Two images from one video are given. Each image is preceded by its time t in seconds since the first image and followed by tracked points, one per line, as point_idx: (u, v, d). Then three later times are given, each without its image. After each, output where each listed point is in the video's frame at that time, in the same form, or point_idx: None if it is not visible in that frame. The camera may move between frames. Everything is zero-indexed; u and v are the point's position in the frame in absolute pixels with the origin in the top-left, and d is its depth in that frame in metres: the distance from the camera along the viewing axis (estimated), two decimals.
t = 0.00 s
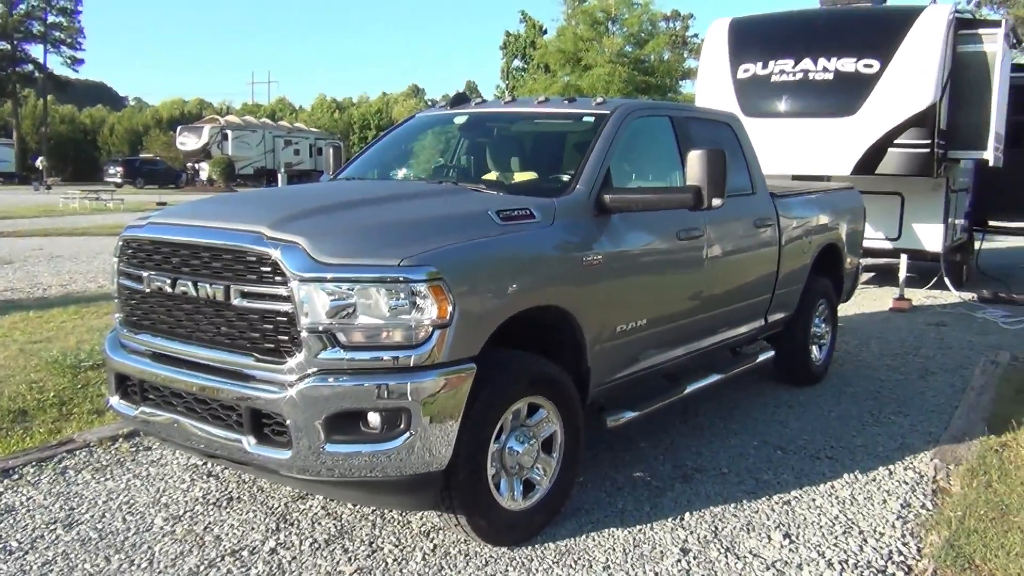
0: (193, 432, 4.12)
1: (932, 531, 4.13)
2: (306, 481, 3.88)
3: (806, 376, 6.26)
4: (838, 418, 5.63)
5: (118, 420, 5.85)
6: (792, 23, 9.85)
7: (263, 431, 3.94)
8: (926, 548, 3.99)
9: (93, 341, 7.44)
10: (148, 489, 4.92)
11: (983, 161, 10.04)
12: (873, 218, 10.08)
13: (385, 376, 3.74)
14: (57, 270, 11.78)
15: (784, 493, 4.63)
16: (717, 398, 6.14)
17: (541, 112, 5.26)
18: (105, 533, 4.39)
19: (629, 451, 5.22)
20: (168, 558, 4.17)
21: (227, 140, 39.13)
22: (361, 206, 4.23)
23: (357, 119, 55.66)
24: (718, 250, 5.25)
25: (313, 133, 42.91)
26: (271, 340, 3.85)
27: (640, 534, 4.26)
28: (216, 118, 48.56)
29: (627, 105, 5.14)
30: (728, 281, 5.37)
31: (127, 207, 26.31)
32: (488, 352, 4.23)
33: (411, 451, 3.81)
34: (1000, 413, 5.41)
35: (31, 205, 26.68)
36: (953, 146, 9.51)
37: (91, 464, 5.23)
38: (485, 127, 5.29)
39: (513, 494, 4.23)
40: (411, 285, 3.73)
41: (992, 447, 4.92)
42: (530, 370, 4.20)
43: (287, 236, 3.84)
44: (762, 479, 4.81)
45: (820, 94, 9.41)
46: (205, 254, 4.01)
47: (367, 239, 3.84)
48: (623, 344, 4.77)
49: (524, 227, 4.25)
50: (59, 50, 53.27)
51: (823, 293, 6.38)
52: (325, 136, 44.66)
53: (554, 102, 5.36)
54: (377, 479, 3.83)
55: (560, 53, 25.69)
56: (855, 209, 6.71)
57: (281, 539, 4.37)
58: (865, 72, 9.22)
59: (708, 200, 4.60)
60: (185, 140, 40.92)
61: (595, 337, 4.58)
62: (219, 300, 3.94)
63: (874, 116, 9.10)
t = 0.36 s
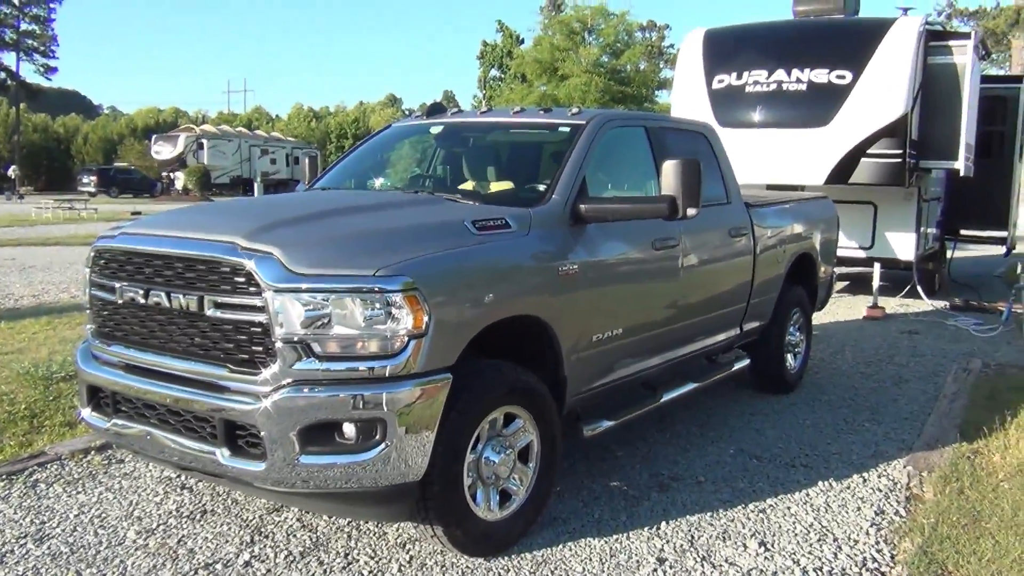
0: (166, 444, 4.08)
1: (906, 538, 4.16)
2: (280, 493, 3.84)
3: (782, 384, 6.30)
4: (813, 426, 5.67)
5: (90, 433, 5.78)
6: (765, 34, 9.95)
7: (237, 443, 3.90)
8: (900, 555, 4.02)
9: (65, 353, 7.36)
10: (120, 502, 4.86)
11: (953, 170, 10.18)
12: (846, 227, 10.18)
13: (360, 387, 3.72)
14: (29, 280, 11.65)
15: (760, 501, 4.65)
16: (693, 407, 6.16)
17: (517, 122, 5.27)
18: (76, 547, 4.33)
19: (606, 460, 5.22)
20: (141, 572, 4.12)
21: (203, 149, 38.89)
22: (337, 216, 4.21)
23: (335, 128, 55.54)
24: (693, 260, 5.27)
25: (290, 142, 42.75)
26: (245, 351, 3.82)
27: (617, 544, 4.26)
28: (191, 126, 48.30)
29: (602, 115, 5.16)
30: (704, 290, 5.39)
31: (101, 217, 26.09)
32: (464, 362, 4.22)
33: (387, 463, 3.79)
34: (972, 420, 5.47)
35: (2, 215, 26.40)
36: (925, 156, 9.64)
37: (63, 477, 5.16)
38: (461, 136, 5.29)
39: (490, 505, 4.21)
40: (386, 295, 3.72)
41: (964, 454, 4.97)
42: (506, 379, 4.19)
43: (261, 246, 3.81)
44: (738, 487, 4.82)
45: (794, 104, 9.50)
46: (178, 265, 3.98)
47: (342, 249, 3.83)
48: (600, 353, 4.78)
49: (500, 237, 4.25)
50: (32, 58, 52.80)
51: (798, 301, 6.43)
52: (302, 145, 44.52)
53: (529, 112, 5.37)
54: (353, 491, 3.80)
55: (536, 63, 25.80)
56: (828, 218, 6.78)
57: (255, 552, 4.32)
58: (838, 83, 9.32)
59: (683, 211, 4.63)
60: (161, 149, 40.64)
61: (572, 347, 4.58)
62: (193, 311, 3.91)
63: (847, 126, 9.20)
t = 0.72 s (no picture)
0: (133, 454, 4.03)
1: (874, 542, 4.19)
2: (249, 503, 3.81)
3: (753, 390, 6.34)
4: (783, 432, 5.71)
5: (57, 443, 5.70)
6: (736, 44, 10.03)
7: (205, 452, 3.86)
8: (868, 559, 4.05)
9: (31, 362, 7.25)
10: (87, 514, 4.79)
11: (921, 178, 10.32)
12: (816, 234, 10.28)
13: (331, 395, 3.70)
14: None
15: (730, 507, 4.68)
16: (665, 413, 6.18)
17: (489, 130, 5.27)
18: (42, 559, 4.26)
19: (579, 467, 5.23)
20: None
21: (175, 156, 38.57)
22: (307, 224, 4.19)
23: (309, 135, 55.31)
24: (665, 267, 5.30)
25: (264, 149, 42.51)
26: (213, 359, 3.79)
27: (589, 551, 4.26)
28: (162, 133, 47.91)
29: (574, 123, 5.18)
30: (675, 297, 5.42)
31: (69, 224, 25.80)
32: (435, 369, 4.21)
33: (358, 471, 3.77)
34: (939, 425, 5.54)
35: None
36: (892, 164, 9.77)
37: (28, 488, 5.08)
38: (433, 144, 5.28)
39: (461, 513, 4.20)
40: (357, 303, 3.70)
41: (931, 459, 5.03)
42: (477, 386, 4.19)
43: (230, 254, 3.78)
44: (709, 493, 4.84)
45: (764, 113, 9.59)
46: (146, 273, 3.94)
47: (312, 256, 3.81)
48: (571, 360, 4.78)
49: (470, 244, 4.25)
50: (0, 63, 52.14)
51: (769, 308, 6.48)
52: (275, 152, 44.29)
53: (501, 120, 5.38)
54: (323, 500, 3.78)
55: (509, 70, 25.89)
56: (798, 225, 6.84)
57: (224, 562, 4.28)
58: (808, 92, 9.42)
59: (654, 218, 4.65)
60: (131, 155, 40.24)
61: (544, 354, 4.59)
62: (160, 319, 3.87)
63: (817, 134, 9.30)
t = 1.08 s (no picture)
0: (100, 467, 3.97)
1: (843, 548, 4.22)
2: (218, 515, 3.76)
3: (724, 398, 6.38)
4: (754, 438, 5.75)
5: (22, 457, 5.61)
6: (705, 54, 10.13)
7: (173, 465, 3.82)
8: (837, 565, 4.08)
9: None
10: (53, 528, 4.71)
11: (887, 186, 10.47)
12: (785, 242, 10.38)
13: (300, 406, 3.67)
14: None
15: (701, 514, 4.69)
16: (637, 421, 6.20)
17: (459, 139, 5.27)
18: None
19: (551, 476, 5.23)
20: None
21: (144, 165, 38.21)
22: (276, 234, 4.16)
23: (281, 144, 55.06)
24: (636, 275, 5.32)
25: (235, 158, 42.24)
26: (181, 371, 3.75)
27: (561, 560, 4.26)
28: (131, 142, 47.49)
29: (544, 132, 5.19)
30: (646, 306, 5.45)
31: (35, 234, 25.48)
32: (405, 379, 4.19)
33: (328, 482, 3.74)
34: (906, 430, 5.60)
35: None
36: (860, 172, 9.90)
37: None
38: (404, 153, 5.27)
39: (432, 523, 4.18)
40: (327, 313, 3.68)
41: (899, 464, 5.08)
42: (449, 396, 4.18)
43: (197, 264, 3.74)
44: (680, 501, 4.86)
45: (733, 122, 9.67)
46: (112, 284, 3.89)
47: (281, 266, 3.78)
48: (542, 369, 4.78)
49: (440, 253, 4.24)
50: None
51: (738, 316, 6.52)
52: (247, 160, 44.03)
53: (471, 129, 5.38)
54: (293, 512, 3.74)
55: (481, 79, 25.97)
56: (767, 233, 6.90)
57: None
58: (775, 101, 9.52)
59: (624, 227, 4.67)
60: (100, 164, 39.84)
61: (515, 363, 4.59)
62: (127, 330, 3.83)
63: (785, 143, 9.39)
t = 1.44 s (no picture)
0: (68, 477, 3.92)
1: (815, 555, 4.24)
2: (188, 526, 3.72)
3: (698, 406, 6.41)
4: (727, 446, 5.78)
5: None
6: (679, 64, 10.20)
7: (142, 475, 3.77)
8: (809, 572, 4.10)
9: None
10: (20, 539, 4.64)
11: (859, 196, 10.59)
12: (758, 251, 10.46)
13: (272, 415, 3.64)
14: None
15: (674, 522, 4.70)
16: (612, 429, 6.21)
17: (434, 148, 5.27)
18: None
19: (525, 484, 5.22)
20: None
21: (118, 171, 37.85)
22: (248, 241, 4.13)
23: (257, 150, 54.79)
24: (610, 284, 5.34)
25: (211, 165, 41.97)
26: (151, 380, 3.71)
27: (534, 568, 4.25)
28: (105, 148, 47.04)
29: (519, 140, 5.20)
30: (621, 314, 5.46)
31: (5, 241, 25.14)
32: (378, 388, 4.17)
33: (300, 492, 3.72)
34: (878, 437, 5.65)
35: None
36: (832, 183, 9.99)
37: None
38: (378, 161, 5.26)
39: (405, 533, 4.16)
40: (299, 321, 3.65)
41: (870, 471, 5.12)
42: (422, 404, 4.16)
43: (169, 272, 3.70)
44: (654, 509, 4.87)
45: (707, 132, 9.74)
46: (81, 292, 3.85)
47: (252, 273, 3.75)
48: (516, 377, 4.78)
49: (414, 262, 4.23)
50: None
51: (712, 324, 6.56)
52: (221, 167, 43.74)
53: (446, 138, 5.38)
54: (265, 522, 3.71)
55: (457, 87, 26.00)
56: (740, 242, 6.94)
57: None
58: (749, 111, 9.60)
59: (598, 236, 4.69)
60: (73, 170, 39.45)
61: (489, 372, 4.58)
62: (96, 339, 3.79)
63: (759, 153, 9.47)
